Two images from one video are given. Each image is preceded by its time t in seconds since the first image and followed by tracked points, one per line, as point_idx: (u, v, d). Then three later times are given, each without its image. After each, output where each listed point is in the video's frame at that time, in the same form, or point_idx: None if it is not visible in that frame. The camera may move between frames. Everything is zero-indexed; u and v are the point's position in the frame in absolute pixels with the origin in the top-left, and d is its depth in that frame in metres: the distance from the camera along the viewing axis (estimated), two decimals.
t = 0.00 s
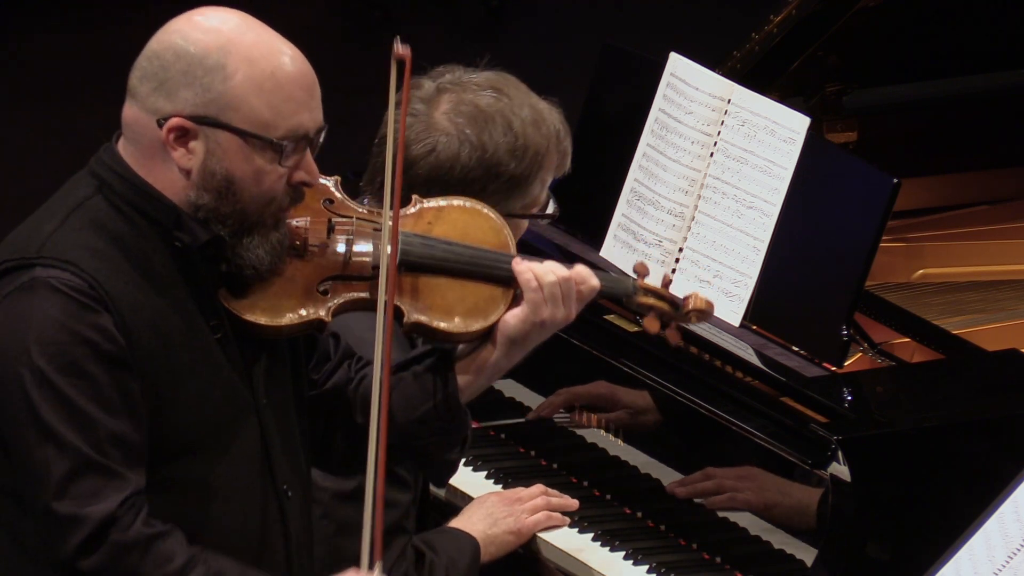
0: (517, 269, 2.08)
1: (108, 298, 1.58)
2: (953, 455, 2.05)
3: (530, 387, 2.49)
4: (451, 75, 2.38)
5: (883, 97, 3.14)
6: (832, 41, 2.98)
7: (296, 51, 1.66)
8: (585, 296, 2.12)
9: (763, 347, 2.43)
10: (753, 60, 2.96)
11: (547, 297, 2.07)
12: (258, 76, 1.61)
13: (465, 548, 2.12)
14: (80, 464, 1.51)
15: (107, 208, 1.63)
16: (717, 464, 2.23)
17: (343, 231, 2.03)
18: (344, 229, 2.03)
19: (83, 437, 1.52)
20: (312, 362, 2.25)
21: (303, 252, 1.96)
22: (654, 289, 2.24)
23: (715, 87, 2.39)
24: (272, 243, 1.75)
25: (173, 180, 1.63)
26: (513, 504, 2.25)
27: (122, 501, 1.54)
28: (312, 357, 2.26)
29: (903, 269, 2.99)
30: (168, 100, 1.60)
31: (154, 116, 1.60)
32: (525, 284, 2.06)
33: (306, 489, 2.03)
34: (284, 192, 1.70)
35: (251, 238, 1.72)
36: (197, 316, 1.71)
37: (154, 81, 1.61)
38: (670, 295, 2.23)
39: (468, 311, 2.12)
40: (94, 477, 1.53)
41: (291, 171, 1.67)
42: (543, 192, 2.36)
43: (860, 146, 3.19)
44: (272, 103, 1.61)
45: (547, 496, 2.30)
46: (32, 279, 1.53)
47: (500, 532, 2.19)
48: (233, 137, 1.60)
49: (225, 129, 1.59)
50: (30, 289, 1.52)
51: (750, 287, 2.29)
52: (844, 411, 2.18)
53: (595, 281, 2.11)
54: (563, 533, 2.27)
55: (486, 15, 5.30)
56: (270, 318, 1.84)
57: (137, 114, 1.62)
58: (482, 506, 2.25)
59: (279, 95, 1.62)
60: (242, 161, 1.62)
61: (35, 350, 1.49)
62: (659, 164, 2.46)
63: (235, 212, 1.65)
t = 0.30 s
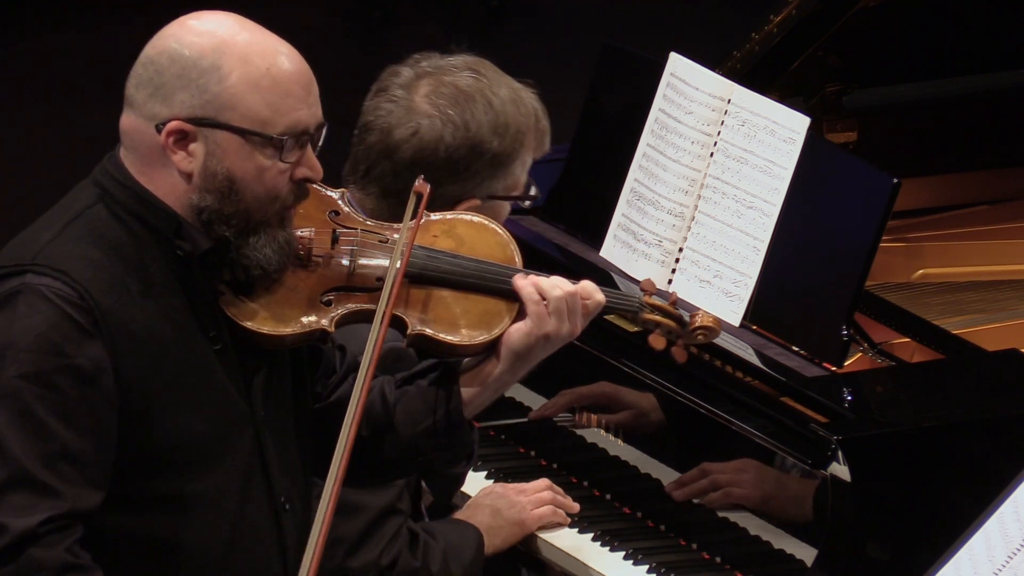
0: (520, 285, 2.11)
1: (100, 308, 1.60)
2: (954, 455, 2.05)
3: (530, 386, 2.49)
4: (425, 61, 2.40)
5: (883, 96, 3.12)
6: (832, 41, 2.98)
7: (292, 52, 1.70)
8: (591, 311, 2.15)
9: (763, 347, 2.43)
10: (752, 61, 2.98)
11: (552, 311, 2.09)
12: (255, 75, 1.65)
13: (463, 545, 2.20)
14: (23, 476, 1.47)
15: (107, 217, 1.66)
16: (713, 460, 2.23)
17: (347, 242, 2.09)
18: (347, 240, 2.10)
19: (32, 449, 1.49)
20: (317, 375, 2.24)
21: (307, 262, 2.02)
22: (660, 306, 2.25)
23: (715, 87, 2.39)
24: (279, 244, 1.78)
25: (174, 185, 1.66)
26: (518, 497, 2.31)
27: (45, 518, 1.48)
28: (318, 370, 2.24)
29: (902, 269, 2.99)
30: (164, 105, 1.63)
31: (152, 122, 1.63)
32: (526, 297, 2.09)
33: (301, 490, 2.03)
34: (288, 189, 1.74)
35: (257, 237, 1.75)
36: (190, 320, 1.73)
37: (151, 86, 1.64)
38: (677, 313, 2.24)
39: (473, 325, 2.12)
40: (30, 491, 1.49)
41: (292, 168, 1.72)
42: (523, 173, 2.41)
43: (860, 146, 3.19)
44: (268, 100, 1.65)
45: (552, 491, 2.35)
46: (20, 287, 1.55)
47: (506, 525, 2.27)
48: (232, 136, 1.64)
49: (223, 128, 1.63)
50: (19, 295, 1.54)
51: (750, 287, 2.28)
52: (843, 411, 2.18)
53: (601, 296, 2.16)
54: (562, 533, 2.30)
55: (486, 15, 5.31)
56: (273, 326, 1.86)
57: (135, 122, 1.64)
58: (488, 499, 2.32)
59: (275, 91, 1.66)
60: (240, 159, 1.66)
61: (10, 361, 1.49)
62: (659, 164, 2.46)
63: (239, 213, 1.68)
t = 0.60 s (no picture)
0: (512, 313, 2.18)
1: (93, 329, 1.63)
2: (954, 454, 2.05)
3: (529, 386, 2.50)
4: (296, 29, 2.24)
5: (883, 96, 3.16)
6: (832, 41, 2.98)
7: (299, 86, 1.72)
8: (587, 340, 2.20)
9: (762, 347, 2.43)
10: (752, 61, 2.96)
11: (546, 335, 2.16)
12: (262, 114, 1.67)
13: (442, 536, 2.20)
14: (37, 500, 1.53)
15: (102, 236, 1.69)
16: (712, 455, 2.21)
17: (342, 262, 2.16)
18: (343, 260, 2.17)
19: (43, 471, 1.54)
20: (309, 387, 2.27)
21: (301, 283, 2.10)
22: (652, 332, 2.29)
23: (715, 87, 2.39)
24: (267, 279, 1.84)
25: (171, 212, 1.69)
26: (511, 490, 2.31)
27: (66, 538, 1.54)
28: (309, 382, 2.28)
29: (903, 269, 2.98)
30: (170, 132, 1.65)
31: (156, 146, 1.66)
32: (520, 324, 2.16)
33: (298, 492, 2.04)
34: (282, 229, 1.78)
35: (248, 273, 1.80)
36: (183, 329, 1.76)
37: (158, 111, 1.66)
38: (667, 340, 2.28)
39: (466, 351, 2.22)
40: (45, 514, 1.54)
41: (290, 209, 1.75)
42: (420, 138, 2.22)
43: (858, 147, 3.20)
44: (275, 142, 1.68)
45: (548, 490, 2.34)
46: (14, 308, 1.59)
47: (491, 515, 2.25)
48: (234, 174, 1.66)
49: (226, 165, 1.66)
50: (15, 318, 1.58)
51: (750, 287, 2.29)
52: (843, 411, 2.19)
53: (597, 326, 2.19)
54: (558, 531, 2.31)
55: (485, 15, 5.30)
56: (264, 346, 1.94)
57: (139, 141, 1.67)
58: (481, 488, 2.32)
59: (282, 134, 1.68)
60: (239, 199, 1.68)
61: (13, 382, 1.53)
62: (659, 164, 2.46)
63: (232, 248, 1.73)
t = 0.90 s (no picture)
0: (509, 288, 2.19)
1: (107, 335, 1.65)
2: (954, 454, 2.05)
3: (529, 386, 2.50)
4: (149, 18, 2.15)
5: (883, 96, 3.15)
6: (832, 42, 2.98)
7: (285, 81, 1.70)
8: (584, 310, 2.22)
9: (763, 347, 2.43)
10: (752, 61, 2.97)
11: (545, 311, 2.17)
12: (251, 110, 1.66)
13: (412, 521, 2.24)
14: (83, 504, 1.59)
15: (104, 242, 1.69)
16: (713, 454, 2.20)
17: (336, 256, 2.15)
18: (336, 253, 2.15)
19: (84, 478, 1.59)
20: (302, 381, 2.30)
21: (296, 277, 2.09)
22: (647, 298, 2.32)
23: (715, 87, 2.39)
24: (268, 272, 1.83)
25: (166, 214, 1.70)
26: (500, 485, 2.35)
27: (122, 542, 1.61)
28: (303, 377, 2.31)
29: (902, 269, 2.99)
30: (158, 136, 1.65)
31: (146, 151, 1.66)
32: (516, 301, 2.17)
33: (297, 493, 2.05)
34: (279, 221, 1.77)
35: (248, 268, 1.80)
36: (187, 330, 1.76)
37: (146, 115, 1.65)
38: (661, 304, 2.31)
39: (465, 332, 2.22)
40: (93, 518, 1.60)
41: (285, 201, 1.74)
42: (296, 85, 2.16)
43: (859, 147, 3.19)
44: (265, 136, 1.67)
45: (540, 490, 2.35)
46: (31, 317, 1.60)
47: (477, 509, 2.30)
48: (226, 172, 1.66)
49: (218, 163, 1.65)
50: (30, 327, 1.59)
51: (750, 287, 2.28)
52: (844, 411, 2.18)
53: (592, 298, 2.21)
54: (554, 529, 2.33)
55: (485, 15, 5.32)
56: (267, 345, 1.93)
57: (128, 147, 1.67)
58: (473, 482, 2.37)
59: (272, 127, 1.67)
60: (235, 195, 1.68)
61: (34, 393, 1.55)
62: (659, 164, 2.46)
63: (230, 246, 1.73)
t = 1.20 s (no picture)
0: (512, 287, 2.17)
1: (112, 333, 1.62)
2: (954, 452, 2.04)
3: (529, 386, 2.50)
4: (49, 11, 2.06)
5: (882, 97, 3.15)
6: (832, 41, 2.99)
7: (287, 75, 1.71)
8: (579, 311, 2.18)
9: (762, 347, 2.43)
10: (752, 60, 2.97)
11: (542, 313, 2.14)
12: (259, 104, 1.66)
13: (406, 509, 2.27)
14: (54, 506, 1.51)
15: (106, 241, 1.68)
16: (721, 447, 2.19)
17: (337, 256, 2.19)
18: (337, 253, 2.19)
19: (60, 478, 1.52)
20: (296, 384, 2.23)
21: (298, 277, 2.13)
22: (639, 303, 2.32)
23: (715, 87, 2.39)
24: (274, 268, 1.82)
25: (173, 212, 1.70)
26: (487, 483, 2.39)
27: (83, 543, 1.52)
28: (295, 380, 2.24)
29: (902, 269, 2.99)
30: (168, 132, 1.64)
31: (153, 149, 1.65)
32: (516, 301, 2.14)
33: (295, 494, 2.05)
34: (285, 217, 1.78)
35: (254, 265, 1.79)
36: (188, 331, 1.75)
37: (152, 113, 1.65)
38: (653, 309, 2.33)
39: (462, 336, 2.23)
40: (60, 520, 1.52)
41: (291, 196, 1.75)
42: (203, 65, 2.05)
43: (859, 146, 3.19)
44: (274, 130, 1.67)
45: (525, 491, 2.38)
46: (36, 313, 1.57)
47: (459, 501, 2.39)
48: (237, 168, 1.66)
49: (227, 158, 1.65)
50: (32, 325, 1.56)
51: (750, 287, 2.29)
52: (843, 411, 2.18)
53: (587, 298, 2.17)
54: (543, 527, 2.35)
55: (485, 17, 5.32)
56: (274, 344, 1.94)
57: (133, 146, 1.66)
58: (463, 476, 2.43)
59: (280, 121, 1.68)
60: (245, 190, 1.68)
61: (30, 387, 1.52)
62: (659, 164, 2.46)
63: (237, 241, 1.72)
